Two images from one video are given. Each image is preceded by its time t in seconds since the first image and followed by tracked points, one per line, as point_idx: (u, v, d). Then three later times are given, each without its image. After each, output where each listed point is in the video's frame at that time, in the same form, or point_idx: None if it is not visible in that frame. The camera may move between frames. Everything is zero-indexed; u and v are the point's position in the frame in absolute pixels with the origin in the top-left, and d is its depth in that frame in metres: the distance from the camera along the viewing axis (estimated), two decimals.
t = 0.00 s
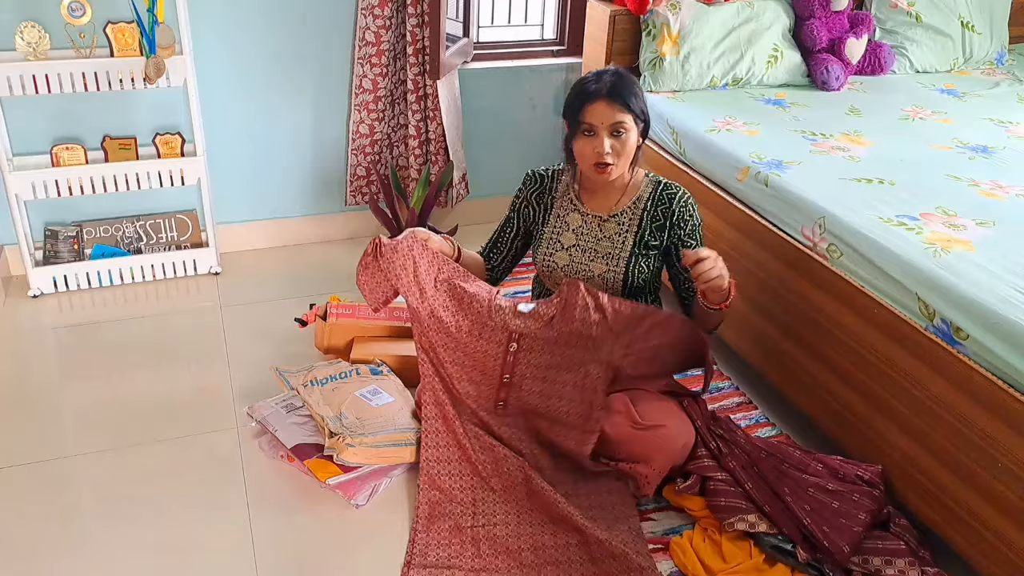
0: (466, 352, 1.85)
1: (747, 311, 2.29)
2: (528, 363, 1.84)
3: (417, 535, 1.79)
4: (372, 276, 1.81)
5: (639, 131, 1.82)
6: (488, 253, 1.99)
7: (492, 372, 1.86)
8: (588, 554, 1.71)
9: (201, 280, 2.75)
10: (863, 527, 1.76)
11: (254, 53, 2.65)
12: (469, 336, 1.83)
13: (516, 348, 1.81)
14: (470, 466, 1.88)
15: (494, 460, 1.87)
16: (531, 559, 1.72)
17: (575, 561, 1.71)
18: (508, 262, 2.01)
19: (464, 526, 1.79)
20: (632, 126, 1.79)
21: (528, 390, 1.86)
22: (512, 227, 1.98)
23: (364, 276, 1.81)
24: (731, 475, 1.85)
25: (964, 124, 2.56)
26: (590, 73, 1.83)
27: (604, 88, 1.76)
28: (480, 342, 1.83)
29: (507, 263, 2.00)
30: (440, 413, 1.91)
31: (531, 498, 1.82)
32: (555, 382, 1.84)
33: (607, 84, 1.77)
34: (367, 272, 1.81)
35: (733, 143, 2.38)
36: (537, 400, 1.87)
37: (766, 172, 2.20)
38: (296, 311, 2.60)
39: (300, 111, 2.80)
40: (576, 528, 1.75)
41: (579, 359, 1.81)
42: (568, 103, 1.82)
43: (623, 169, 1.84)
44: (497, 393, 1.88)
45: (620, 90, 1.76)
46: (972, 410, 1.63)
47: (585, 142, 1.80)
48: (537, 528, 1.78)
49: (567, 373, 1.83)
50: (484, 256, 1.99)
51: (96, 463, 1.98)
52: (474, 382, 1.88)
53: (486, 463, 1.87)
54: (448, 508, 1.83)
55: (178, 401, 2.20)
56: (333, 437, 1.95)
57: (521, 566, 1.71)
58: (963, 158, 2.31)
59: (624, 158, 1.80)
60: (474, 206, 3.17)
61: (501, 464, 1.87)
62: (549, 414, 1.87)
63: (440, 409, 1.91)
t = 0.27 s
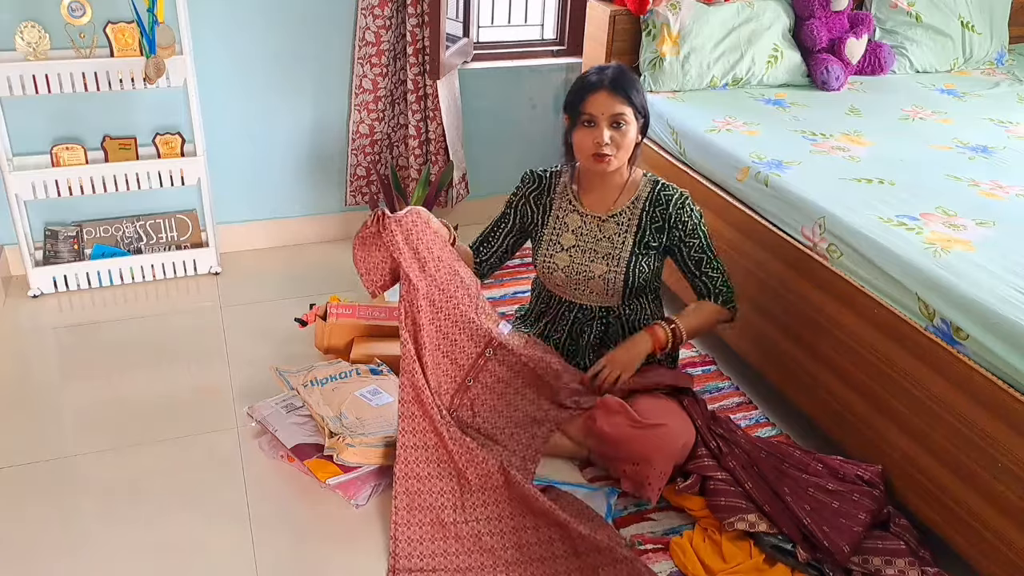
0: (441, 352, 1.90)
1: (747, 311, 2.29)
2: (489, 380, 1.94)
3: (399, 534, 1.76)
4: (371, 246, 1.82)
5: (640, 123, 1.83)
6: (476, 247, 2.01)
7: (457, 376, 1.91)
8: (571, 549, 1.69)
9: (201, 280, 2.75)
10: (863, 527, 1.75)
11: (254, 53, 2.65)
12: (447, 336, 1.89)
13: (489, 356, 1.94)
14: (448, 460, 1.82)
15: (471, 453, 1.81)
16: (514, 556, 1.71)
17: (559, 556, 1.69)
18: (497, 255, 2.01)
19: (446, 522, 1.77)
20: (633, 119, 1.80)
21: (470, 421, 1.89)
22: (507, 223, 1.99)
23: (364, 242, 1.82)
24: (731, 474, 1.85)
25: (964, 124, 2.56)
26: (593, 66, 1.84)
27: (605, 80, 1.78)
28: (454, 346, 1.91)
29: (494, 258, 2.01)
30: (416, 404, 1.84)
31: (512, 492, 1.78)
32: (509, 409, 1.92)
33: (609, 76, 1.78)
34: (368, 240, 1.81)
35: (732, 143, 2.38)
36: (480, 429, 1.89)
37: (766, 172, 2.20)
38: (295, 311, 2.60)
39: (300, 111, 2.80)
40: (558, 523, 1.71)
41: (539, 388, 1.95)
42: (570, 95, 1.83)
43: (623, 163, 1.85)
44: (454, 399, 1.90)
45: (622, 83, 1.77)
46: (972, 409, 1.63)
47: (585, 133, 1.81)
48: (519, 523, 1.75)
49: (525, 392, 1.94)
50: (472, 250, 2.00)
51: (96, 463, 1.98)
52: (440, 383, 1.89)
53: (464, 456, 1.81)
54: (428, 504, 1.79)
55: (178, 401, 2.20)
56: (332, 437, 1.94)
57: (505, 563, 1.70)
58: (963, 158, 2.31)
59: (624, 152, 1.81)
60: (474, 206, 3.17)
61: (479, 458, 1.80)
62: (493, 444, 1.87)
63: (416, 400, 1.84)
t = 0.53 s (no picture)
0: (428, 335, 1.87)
1: (747, 311, 2.29)
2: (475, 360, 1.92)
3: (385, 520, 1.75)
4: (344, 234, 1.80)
5: (644, 127, 1.83)
6: (468, 224, 2.01)
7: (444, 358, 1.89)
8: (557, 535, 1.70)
9: (201, 280, 2.75)
10: (863, 527, 1.75)
11: (253, 54, 2.65)
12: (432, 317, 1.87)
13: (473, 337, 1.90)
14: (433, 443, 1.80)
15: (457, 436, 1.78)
16: (500, 542, 1.71)
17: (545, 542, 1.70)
18: (484, 238, 2.02)
19: (430, 508, 1.76)
20: (636, 122, 1.80)
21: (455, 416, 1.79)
22: (505, 210, 2.01)
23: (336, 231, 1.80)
24: (731, 474, 1.85)
25: (964, 124, 2.56)
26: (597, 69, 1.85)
27: (609, 83, 1.78)
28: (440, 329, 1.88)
29: (486, 237, 2.01)
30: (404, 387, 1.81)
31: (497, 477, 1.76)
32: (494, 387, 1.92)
33: (612, 79, 1.79)
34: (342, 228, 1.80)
35: (732, 143, 2.38)
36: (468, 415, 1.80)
37: (766, 172, 2.20)
38: (295, 311, 2.60)
39: (300, 111, 2.80)
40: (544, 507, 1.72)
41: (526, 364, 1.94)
42: (575, 98, 1.84)
43: (625, 167, 1.85)
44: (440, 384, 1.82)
45: (625, 86, 1.78)
46: (972, 410, 1.63)
47: (588, 136, 1.82)
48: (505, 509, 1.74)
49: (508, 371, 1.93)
50: (462, 224, 2.00)
51: (96, 463, 1.98)
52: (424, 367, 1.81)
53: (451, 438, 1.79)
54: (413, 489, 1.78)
55: (178, 401, 2.20)
56: (333, 437, 1.95)
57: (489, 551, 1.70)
58: (963, 158, 2.31)
59: (626, 155, 1.81)
60: (474, 205, 3.17)
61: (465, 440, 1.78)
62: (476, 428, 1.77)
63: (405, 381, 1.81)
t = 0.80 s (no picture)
0: (431, 283, 1.63)
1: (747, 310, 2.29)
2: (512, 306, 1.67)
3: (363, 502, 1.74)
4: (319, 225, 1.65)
5: (649, 130, 1.81)
6: (470, 213, 1.95)
7: (470, 303, 1.65)
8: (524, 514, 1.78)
9: (201, 280, 2.75)
10: (863, 527, 1.75)
11: (253, 54, 2.65)
12: (438, 263, 1.61)
13: (497, 272, 1.62)
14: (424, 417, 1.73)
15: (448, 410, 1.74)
16: (467, 519, 1.78)
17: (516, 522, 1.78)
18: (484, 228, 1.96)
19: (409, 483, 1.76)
20: (640, 127, 1.78)
21: (503, 358, 1.71)
22: (509, 203, 1.97)
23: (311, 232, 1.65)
24: (731, 474, 1.85)
25: (964, 124, 2.56)
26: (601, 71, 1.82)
27: (611, 88, 1.75)
28: (445, 273, 1.62)
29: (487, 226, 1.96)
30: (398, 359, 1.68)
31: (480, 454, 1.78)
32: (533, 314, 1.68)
33: (614, 84, 1.76)
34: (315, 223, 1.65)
35: (732, 143, 2.38)
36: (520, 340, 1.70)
37: (766, 171, 2.20)
38: (295, 311, 2.60)
39: (300, 111, 2.80)
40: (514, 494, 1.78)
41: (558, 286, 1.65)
42: (578, 101, 1.81)
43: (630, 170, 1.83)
44: (479, 322, 1.67)
45: (627, 90, 1.75)
46: (972, 409, 1.63)
47: (590, 142, 1.81)
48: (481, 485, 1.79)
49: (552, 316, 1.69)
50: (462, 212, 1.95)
51: (96, 462, 1.98)
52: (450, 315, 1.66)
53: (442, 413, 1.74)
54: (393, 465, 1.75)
55: (178, 400, 2.20)
56: (333, 436, 1.95)
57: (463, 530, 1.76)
58: (963, 158, 2.31)
59: (629, 161, 1.80)
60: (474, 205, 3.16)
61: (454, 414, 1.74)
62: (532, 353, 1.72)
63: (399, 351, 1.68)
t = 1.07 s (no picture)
0: (434, 266, 1.76)
1: (747, 310, 2.29)
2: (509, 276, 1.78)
3: (366, 478, 1.83)
4: (301, 206, 1.74)
5: (646, 142, 1.79)
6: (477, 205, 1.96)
7: (472, 282, 1.77)
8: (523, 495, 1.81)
9: (201, 280, 2.75)
10: (863, 527, 1.76)
11: (253, 53, 2.65)
12: (440, 244, 1.74)
13: (496, 251, 1.75)
14: (428, 396, 1.84)
15: (451, 388, 1.84)
16: (473, 493, 1.82)
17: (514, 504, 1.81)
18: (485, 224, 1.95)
19: (412, 459, 1.84)
20: (633, 140, 1.76)
21: (505, 332, 1.80)
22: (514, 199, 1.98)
23: (286, 213, 1.74)
24: (731, 474, 1.85)
25: (964, 124, 2.56)
26: (603, 80, 1.81)
27: (603, 101, 1.75)
28: (448, 254, 1.75)
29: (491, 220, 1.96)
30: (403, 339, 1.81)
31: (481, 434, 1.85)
32: (532, 291, 1.79)
33: (608, 96, 1.75)
34: (295, 204, 1.74)
35: (733, 143, 2.38)
36: (522, 317, 1.80)
37: (766, 172, 2.20)
38: (295, 311, 2.60)
39: (300, 111, 2.80)
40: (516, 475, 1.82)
41: (553, 260, 1.77)
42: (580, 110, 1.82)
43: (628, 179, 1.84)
44: (481, 301, 1.78)
45: (618, 104, 1.74)
46: (972, 410, 1.63)
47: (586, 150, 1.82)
48: (482, 466, 1.84)
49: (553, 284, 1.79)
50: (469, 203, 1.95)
51: (96, 462, 1.98)
52: (454, 297, 1.78)
53: (444, 392, 1.84)
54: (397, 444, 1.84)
55: (178, 400, 2.20)
56: (333, 437, 1.95)
57: (461, 507, 1.80)
58: (963, 158, 2.31)
59: (625, 171, 1.80)
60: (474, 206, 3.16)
61: (455, 391, 1.84)
62: (534, 330, 1.81)
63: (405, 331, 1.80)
